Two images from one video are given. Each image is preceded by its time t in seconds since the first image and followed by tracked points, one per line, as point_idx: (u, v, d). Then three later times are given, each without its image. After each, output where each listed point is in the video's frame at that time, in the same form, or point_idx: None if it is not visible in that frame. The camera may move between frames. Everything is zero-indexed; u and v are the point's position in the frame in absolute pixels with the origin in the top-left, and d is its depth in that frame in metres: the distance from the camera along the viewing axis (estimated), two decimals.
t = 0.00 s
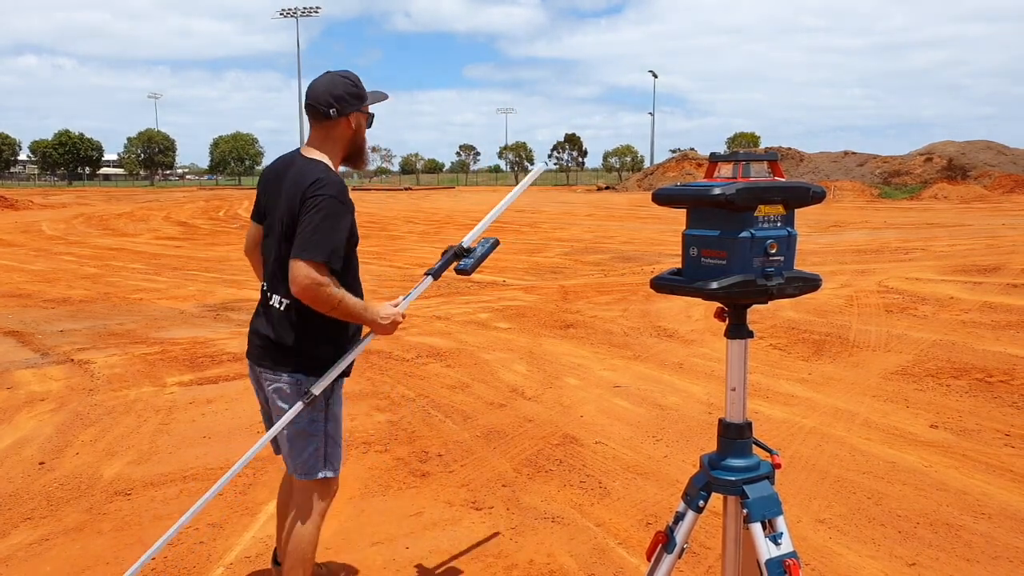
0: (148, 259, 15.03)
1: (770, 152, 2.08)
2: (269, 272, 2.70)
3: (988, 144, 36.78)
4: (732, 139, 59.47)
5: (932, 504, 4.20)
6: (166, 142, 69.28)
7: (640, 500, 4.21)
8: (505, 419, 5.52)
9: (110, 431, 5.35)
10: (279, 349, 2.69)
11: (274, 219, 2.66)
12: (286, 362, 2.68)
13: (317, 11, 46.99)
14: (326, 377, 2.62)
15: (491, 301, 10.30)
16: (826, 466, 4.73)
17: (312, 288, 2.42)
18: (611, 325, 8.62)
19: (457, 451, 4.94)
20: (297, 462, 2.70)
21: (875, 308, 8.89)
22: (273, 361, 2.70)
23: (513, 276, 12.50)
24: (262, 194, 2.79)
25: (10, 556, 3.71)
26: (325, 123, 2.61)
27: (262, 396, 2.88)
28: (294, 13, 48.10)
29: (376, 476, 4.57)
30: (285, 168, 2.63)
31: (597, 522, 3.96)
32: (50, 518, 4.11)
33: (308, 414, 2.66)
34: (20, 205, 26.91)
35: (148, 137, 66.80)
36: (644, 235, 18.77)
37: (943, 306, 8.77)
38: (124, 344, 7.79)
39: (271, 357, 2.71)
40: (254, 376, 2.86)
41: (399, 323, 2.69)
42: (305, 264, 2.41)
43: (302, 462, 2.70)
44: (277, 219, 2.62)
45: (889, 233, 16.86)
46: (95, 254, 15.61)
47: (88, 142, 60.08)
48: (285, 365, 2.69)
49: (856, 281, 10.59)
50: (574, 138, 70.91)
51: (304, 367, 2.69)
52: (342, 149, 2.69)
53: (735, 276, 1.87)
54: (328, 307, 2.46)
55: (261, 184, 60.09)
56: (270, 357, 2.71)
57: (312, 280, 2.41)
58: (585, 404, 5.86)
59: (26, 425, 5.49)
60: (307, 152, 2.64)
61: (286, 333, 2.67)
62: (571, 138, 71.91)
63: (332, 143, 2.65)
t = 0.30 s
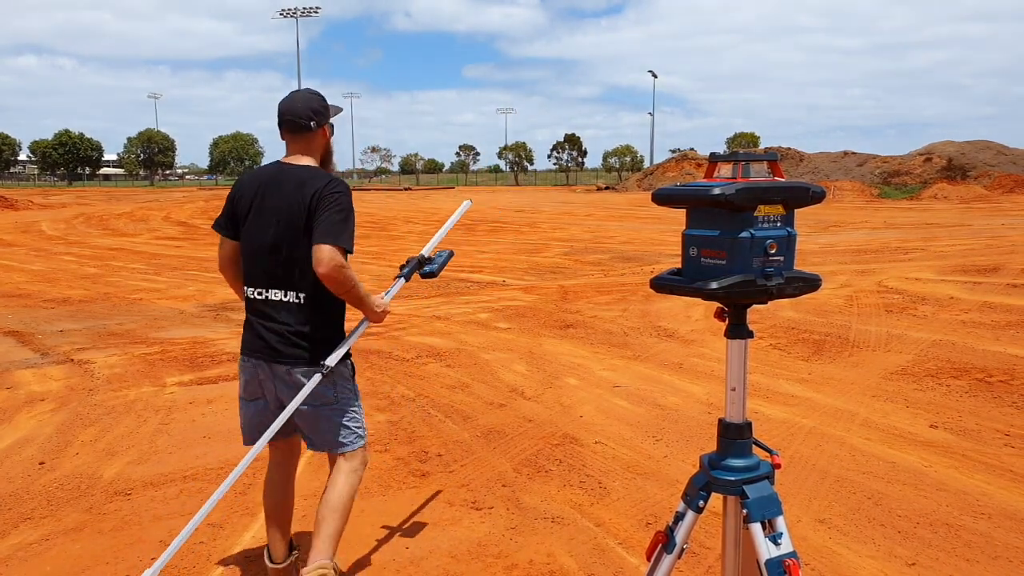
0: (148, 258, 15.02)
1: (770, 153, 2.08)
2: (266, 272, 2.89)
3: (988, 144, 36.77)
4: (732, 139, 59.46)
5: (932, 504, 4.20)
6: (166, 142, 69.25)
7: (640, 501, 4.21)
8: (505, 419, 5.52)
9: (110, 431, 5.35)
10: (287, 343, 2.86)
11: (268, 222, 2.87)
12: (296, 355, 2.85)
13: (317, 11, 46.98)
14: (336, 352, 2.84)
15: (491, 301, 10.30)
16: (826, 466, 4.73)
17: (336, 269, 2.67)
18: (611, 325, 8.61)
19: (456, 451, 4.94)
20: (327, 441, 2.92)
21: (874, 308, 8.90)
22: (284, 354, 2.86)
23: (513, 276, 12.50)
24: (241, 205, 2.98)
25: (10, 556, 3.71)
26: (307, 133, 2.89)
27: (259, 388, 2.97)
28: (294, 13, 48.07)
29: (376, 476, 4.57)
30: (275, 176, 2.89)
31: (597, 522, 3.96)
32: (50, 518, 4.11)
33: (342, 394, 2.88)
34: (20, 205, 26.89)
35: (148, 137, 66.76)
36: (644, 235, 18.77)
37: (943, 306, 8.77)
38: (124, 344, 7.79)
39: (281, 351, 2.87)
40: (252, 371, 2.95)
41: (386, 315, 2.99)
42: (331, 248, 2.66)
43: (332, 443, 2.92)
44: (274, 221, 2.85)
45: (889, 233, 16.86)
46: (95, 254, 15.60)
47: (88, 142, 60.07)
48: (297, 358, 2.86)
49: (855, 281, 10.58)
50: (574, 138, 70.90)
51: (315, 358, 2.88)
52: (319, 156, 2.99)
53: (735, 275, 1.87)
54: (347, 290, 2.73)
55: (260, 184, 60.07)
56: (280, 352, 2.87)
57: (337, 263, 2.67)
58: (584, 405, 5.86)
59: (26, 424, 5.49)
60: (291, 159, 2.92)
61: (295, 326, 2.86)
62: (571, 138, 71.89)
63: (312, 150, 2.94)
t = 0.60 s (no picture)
0: (148, 258, 15.03)
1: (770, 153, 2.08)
2: (282, 265, 3.08)
3: (987, 144, 36.79)
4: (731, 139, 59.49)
5: (931, 504, 4.20)
6: (166, 142, 69.26)
7: (640, 501, 4.21)
8: (505, 419, 5.53)
9: (110, 431, 5.35)
10: (309, 331, 3.10)
11: (279, 220, 3.06)
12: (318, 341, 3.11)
13: (317, 11, 47.01)
14: (354, 324, 3.19)
15: (491, 301, 10.30)
16: (825, 466, 4.73)
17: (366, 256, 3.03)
18: (611, 325, 8.62)
19: (456, 451, 4.95)
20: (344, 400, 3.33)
21: (874, 308, 8.90)
22: (309, 339, 3.09)
23: (513, 276, 12.50)
24: (244, 208, 3.12)
25: (10, 556, 3.72)
26: (303, 146, 3.13)
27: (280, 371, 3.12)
28: (294, 13, 48.06)
29: (376, 475, 4.57)
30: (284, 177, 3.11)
31: (597, 522, 3.96)
32: (50, 518, 4.11)
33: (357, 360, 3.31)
34: (20, 205, 26.90)
35: (148, 137, 66.76)
36: (643, 235, 18.77)
37: (943, 306, 8.78)
38: (124, 344, 7.79)
39: (305, 337, 3.09)
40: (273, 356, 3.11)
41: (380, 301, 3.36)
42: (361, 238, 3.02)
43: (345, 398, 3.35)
44: (285, 218, 3.05)
45: (889, 233, 16.87)
46: (95, 254, 15.60)
47: (88, 142, 60.07)
48: (321, 341, 3.12)
49: (855, 281, 10.59)
50: (574, 138, 70.92)
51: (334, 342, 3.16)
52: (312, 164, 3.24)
53: (735, 276, 1.87)
54: (366, 278, 3.09)
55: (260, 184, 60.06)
56: (302, 338, 3.09)
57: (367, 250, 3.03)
58: (584, 404, 5.87)
59: (26, 424, 5.49)
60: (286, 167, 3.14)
61: (316, 313, 3.11)
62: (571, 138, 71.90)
63: (307, 159, 3.17)
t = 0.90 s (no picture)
0: (148, 258, 15.03)
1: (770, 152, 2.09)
2: (302, 260, 3.38)
3: (987, 144, 36.78)
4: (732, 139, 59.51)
5: (932, 504, 4.20)
6: (166, 142, 69.26)
7: (640, 500, 4.21)
8: (505, 419, 5.53)
9: (110, 431, 5.35)
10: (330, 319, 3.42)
11: (301, 220, 3.38)
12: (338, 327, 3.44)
13: (318, 11, 47.00)
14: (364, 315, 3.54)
15: (492, 301, 10.30)
16: (826, 466, 4.73)
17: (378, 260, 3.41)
18: (612, 325, 8.62)
19: (456, 451, 4.95)
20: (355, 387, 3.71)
21: (874, 308, 8.90)
22: (328, 326, 3.41)
23: (513, 276, 12.50)
24: (265, 210, 3.41)
25: (11, 556, 3.71)
26: (327, 157, 3.51)
27: (304, 358, 3.43)
28: (294, 13, 48.07)
29: (377, 476, 4.57)
30: (304, 183, 3.43)
31: (597, 522, 3.96)
32: (50, 518, 4.11)
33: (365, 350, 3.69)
34: (21, 205, 26.88)
35: (148, 137, 66.76)
36: (644, 235, 18.76)
37: (943, 306, 8.78)
38: (125, 344, 7.79)
39: (323, 325, 3.41)
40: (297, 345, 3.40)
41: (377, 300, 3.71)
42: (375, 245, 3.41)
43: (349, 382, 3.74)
44: (305, 218, 3.39)
45: (889, 233, 16.87)
46: (95, 254, 15.61)
47: (89, 142, 60.08)
48: (337, 327, 3.45)
49: (855, 281, 10.58)
50: (575, 138, 70.93)
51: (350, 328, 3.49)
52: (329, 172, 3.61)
53: (735, 276, 1.87)
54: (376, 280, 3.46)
55: (260, 184, 60.08)
56: (322, 325, 3.40)
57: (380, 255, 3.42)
58: (584, 404, 5.87)
59: (26, 424, 5.49)
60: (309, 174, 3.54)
61: (332, 303, 3.42)
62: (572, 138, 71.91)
63: (330, 169, 3.54)
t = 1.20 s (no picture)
0: (148, 258, 15.04)
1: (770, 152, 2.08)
2: (312, 247, 3.88)
3: (987, 144, 36.78)
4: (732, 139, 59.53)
5: (932, 504, 4.20)
6: (167, 142, 69.27)
7: (640, 501, 4.21)
8: (505, 419, 5.53)
9: (110, 431, 5.35)
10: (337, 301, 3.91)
11: (310, 212, 3.87)
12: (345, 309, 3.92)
13: (318, 12, 47.02)
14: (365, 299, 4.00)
15: (492, 301, 10.30)
16: (826, 466, 4.73)
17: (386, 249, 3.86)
18: (612, 325, 8.62)
19: (456, 451, 4.95)
20: (352, 366, 4.01)
21: (874, 308, 8.90)
22: (330, 307, 3.88)
23: (513, 276, 12.50)
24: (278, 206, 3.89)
25: (10, 556, 3.72)
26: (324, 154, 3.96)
27: (306, 334, 3.94)
28: (294, 14, 48.06)
29: (377, 476, 4.57)
30: (309, 182, 3.94)
31: (597, 522, 3.96)
32: (50, 518, 4.11)
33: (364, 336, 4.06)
34: (21, 205, 26.88)
35: (148, 137, 66.79)
36: (644, 235, 18.76)
37: (943, 307, 8.77)
38: (125, 344, 7.80)
39: (331, 306, 3.89)
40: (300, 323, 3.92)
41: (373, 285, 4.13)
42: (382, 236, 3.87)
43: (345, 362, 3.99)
44: (313, 212, 3.87)
45: (889, 233, 16.87)
46: (95, 254, 15.62)
47: (89, 142, 60.11)
48: (344, 308, 3.92)
49: (855, 281, 10.58)
50: (575, 138, 70.95)
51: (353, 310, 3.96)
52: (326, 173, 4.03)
53: (736, 276, 1.87)
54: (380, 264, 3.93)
55: (260, 184, 60.10)
56: (331, 306, 3.89)
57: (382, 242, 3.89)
58: (584, 404, 5.87)
59: (26, 424, 5.50)
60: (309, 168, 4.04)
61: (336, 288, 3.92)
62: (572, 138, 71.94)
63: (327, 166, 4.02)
